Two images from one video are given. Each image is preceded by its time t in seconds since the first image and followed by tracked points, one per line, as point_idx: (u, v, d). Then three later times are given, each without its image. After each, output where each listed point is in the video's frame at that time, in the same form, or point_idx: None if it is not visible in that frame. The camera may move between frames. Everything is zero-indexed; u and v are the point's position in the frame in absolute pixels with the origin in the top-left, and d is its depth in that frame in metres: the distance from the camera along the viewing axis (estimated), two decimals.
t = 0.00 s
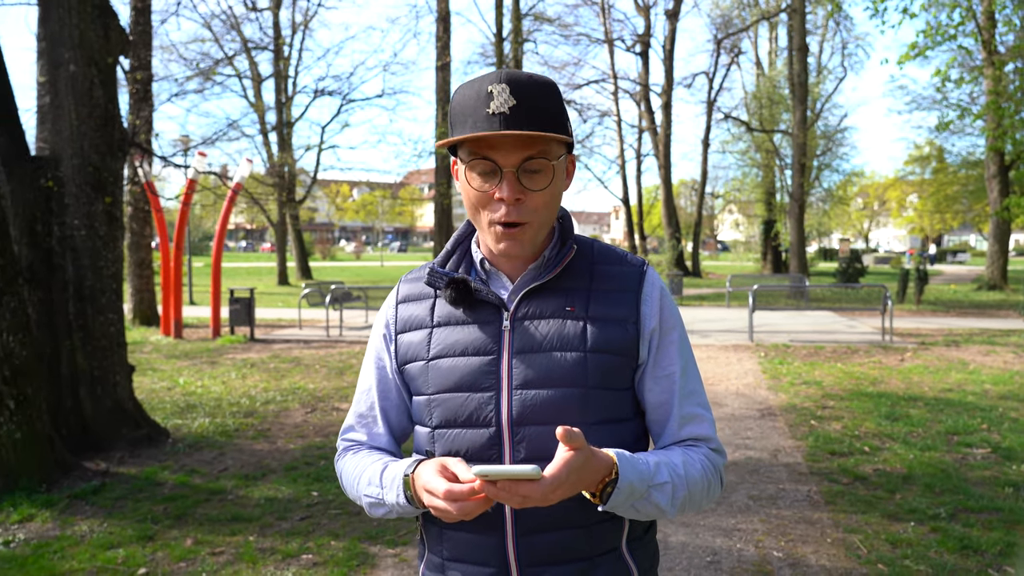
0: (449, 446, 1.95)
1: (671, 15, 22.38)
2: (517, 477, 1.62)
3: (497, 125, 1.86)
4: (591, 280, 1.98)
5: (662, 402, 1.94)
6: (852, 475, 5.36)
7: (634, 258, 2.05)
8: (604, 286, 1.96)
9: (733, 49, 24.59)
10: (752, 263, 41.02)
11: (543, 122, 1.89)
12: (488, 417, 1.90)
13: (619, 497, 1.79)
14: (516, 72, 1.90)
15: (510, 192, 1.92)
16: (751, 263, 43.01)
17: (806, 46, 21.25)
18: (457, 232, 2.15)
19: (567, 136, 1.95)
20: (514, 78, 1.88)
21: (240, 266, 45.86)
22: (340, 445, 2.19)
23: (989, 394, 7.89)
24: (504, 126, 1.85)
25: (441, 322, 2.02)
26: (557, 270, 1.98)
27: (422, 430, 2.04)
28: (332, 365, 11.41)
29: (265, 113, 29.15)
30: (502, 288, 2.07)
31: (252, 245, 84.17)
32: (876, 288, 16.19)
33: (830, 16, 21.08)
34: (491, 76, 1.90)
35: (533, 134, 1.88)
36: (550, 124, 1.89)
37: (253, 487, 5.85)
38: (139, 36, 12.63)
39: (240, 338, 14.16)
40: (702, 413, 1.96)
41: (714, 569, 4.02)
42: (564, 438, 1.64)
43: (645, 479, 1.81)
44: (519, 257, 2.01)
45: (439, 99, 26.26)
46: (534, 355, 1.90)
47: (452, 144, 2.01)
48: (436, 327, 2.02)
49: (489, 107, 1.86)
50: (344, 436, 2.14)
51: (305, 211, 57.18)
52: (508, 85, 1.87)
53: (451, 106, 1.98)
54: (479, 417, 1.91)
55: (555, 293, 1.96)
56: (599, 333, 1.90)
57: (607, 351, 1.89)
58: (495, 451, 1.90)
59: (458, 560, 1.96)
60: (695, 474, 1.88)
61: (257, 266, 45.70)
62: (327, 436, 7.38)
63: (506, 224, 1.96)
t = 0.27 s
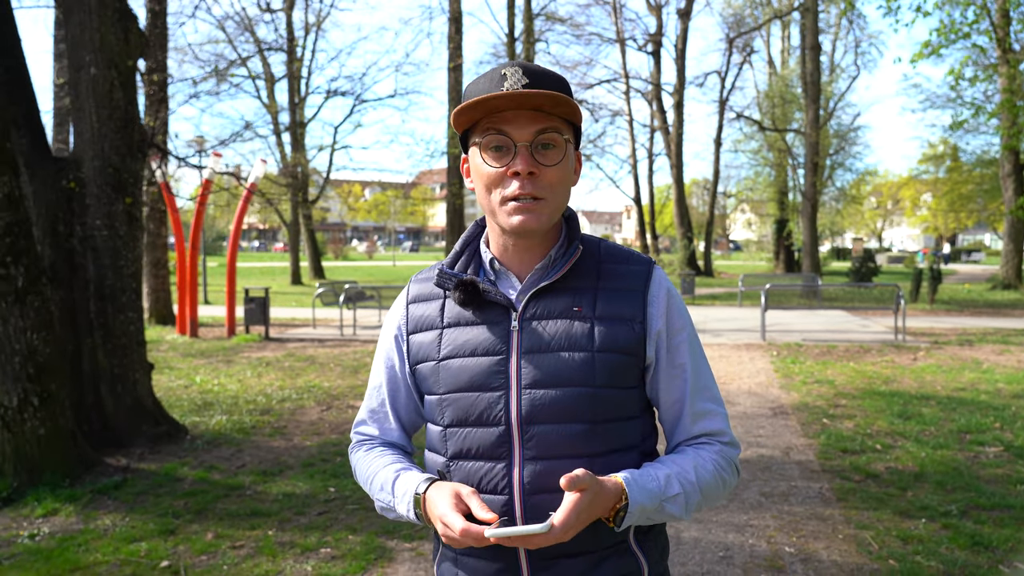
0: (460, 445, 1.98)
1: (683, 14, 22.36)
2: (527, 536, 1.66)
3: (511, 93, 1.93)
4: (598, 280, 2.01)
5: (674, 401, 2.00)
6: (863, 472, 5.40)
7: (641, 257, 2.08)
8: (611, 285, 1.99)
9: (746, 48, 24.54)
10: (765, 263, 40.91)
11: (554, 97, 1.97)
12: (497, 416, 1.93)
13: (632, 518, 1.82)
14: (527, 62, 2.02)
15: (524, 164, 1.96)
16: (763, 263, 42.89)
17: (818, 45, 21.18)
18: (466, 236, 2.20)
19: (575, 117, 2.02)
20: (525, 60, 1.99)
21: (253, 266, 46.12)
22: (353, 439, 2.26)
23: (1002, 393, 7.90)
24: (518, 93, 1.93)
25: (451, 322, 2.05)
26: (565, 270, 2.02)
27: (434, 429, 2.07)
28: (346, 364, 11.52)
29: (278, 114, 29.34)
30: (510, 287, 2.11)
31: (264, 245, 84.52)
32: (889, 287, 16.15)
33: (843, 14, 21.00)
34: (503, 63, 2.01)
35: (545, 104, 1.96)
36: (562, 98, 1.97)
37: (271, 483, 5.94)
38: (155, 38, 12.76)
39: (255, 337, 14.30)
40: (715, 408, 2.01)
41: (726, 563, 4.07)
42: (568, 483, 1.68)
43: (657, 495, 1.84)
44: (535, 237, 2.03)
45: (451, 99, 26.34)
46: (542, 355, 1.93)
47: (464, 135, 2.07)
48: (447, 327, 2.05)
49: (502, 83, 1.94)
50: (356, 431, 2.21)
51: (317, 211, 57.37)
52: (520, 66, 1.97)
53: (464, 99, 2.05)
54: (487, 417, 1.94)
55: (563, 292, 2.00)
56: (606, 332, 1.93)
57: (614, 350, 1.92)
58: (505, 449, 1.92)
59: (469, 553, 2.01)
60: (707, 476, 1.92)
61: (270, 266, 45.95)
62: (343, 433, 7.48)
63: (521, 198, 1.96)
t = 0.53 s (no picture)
0: (482, 446, 1.99)
1: (693, 15, 22.39)
2: (552, 558, 1.68)
3: (539, 99, 1.93)
4: (622, 286, 2.01)
5: (695, 405, 2.03)
6: (872, 470, 5.46)
7: (664, 261, 2.09)
8: (635, 291, 1.99)
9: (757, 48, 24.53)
10: (776, 263, 40.86)
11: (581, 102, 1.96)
12: (518, 421, 1.94)
13: (651, 523, 1.86)
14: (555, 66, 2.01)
15: (551, 171, 1.96)
16: (774, 264, 42.86)
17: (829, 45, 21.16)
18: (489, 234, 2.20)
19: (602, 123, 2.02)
20: (551, 66, 1.98)
21: (265, 267, 46.41)
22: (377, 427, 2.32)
23: (1012, 392, 7.93)
24: (547, 99, 1.93)
25: (473, 326, 2.06)
26: (589, 277, 2.01)
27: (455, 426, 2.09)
28: (358, 363, 11.64)
29: (291, 115, 29.53)
30: (533, 291, 2.10)
31: (275, 245, 84.92)
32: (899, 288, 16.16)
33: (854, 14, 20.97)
34: (530, 68, 2.00)
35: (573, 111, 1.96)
36: (589, 103, 1.96)
37: (287, 479, 6.05)
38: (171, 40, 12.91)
39: (268, 337, 14.44)
40: (738, 410, 2.03)
41: (735, 558, 4.14)
42: (589, 503, 1.73)
43: (676, 501, 1.88)
44: (561, 245, 2.03)
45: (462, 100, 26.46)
46: (564, 362, 1.94)
47: (488, 143, 2.07)
48: (469, 330, 2.06)
49: (529, 89, 1.94)
50: (380, 421, 2.26)
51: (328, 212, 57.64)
52: (546, 72, 1.97)
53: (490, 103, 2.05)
54: (509, 421, 1.95)
55: (586, 299, 1.99)
56: (628, 341, 1.93)
57: (637, 359, 1.93)
58: (526, 452, 1.93)
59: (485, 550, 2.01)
60: (727, 480, 1.96)
61: (281, 266, 46.23)
62: (356, 431, 7.58)
63: (547, 206, 1.97)
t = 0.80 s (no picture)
0: (515, 444, 2.06)
1: (697, 16, 22.44)
2: (578, 556, 1.72)
3: (585, 109, 1.97)
4: (660, 291, 2.06)
5: (730, 412, 2.07)
6: (872, 466, 5.55)
7: (705, 268, 2.12)
8: (673, 297, 2.04)
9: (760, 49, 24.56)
10: (779, 264, 40.90)
11: (627, 111, 2.01)
12: (552, 422, 2.01)
13: (679, 527, 1.91)
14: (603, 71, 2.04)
15: (594, 179, 2.01)
16: (777, 264, 42.89)
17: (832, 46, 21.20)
18: (529, 234, 2.26)
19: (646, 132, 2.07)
20: (599, 72, 2.02)
21: (269, 267, 46.52)
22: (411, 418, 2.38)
23: (1012, 391, 8.02)
24: (593, 110, 1.97)
25: (510, 325, 2.12)
26: (628, 282, 2.06)
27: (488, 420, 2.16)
28: (364, 362, 11.76)
29: (295, 116, 29.67)
30: (571, 293, 2.16)
31: (278, 246, 85.06)
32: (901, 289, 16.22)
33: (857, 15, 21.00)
34: (578, 72, 2.04)
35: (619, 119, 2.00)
36: (634, 113, 2.00)
37: (296, 476, 6.15)
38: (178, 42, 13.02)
39: (274, 336, 14.56)
40: (773, 419, 2.07)
41: (737, 551, 4.23)
42: (616, 503, 1.78)
43: (705, 507, 1.92)
44: (601, 250, 2.10)
45: (466, 100, 26.56)
46: (602, 365, 1.99)
47: (533, 144, 2.12)
48: (506, 329, 2.12)
49: (576, 97, 1.98)
50: (414, 413, 2.33)
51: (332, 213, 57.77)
52: (595, 78, 2.00)
53: (537, 105, 2.09)
54: (543, 421, 2.02)
55: (624, 303, 2.04)
56: (665, 347, 1.98)
57: (673, 366, 1.97)
58: (557, 454, 2.00)
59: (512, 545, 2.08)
60: (758, 489, 2.00)
61: (285, 267, 46.35)
62: (364, 429, 7.68)
63: (590, 212, 2.03)
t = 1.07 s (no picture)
0: (556, 442, 2.05)
1: (699, 17, 22.50)
2: (620, 550, 1.70)
3: (635, 109, 1.94)
4: (707, 291, 2.03)
5: (776, 417, 2.02)
6: (873, 465, 5.63)
7: (754, 269, 2.08)
8: (720, 297, 2.01)
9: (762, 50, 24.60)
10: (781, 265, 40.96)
11: (678, 110, 1.97)
12: (594, 420, 1.99)
13: (722, 530, 1.87)
14: (655, 69, 2.00)
15: (643, 177, 1.98)
16: (779, 265, 42.95)
17: (833, 47, 21.26)
18: (575, 233, 2.24)
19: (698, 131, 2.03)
20: (652, 70, 1.98)
21: (273, 267, 46.72)
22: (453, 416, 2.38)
23: (1012, 391, 8.09)
24: (642, 109, 1.93)
25: (554, 321, 2.10)
26: (675, 281, 2.03)
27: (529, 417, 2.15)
28: (369, 362, 11.86)
29: (298, 117, 29.81)
30: (618, 291, 2.13)
31: (281, 245, 85.29)
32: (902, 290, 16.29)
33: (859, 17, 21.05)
34: (630, 69, 2.00)
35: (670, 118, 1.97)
36: (685, 113, 1.97)
37: (304, 473, 6.24)
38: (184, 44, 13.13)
39: (279, 336, 14.68)
40: (819, 426, 2.01)
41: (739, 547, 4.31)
42: (658, 498, 1.74)
43: (749, 511, 1.88)
44: (647, 249, 2.07)
45: (469, 101, 26.67)
46: (648, 362, 1.97)
47: (583, 141, 2.10)
48: (550, 326, 2.11)
49: (627, 95, 1.95)
50: (457, 411, 2.33)
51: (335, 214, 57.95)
52: (646, 76, 1.97)
53: (588, 101, 2.06)
54: (586, 419, 2.00)
55: (670, 301, 2.02)
56: (712, 347, 1.95)
57: (719, 366, 1.94)
58: (598, 453, 1.98)
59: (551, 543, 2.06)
60: (805, 496, 1.94)
61: (289, 267, 46.55)
62: (371, 428, 7.76)
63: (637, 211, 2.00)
